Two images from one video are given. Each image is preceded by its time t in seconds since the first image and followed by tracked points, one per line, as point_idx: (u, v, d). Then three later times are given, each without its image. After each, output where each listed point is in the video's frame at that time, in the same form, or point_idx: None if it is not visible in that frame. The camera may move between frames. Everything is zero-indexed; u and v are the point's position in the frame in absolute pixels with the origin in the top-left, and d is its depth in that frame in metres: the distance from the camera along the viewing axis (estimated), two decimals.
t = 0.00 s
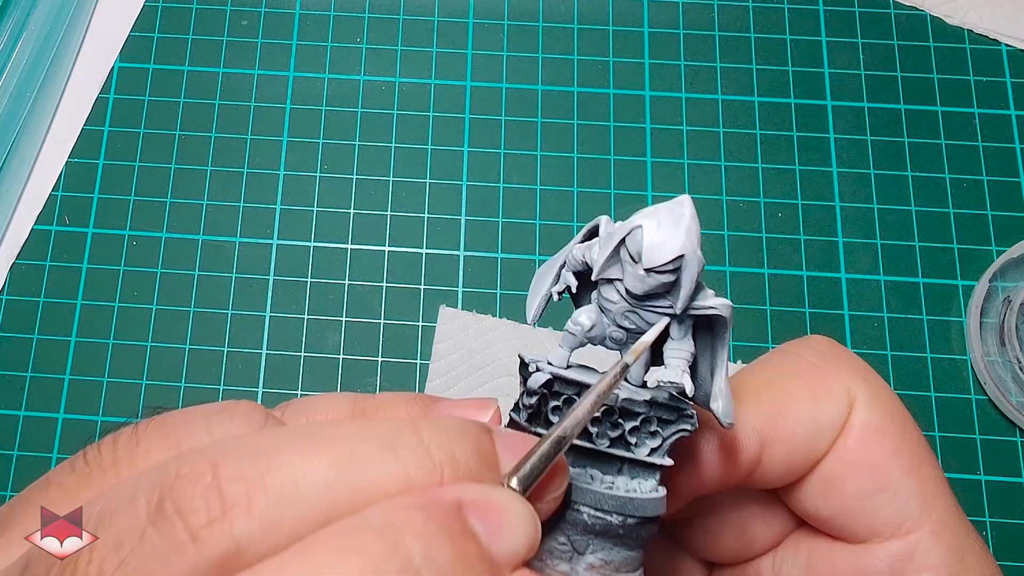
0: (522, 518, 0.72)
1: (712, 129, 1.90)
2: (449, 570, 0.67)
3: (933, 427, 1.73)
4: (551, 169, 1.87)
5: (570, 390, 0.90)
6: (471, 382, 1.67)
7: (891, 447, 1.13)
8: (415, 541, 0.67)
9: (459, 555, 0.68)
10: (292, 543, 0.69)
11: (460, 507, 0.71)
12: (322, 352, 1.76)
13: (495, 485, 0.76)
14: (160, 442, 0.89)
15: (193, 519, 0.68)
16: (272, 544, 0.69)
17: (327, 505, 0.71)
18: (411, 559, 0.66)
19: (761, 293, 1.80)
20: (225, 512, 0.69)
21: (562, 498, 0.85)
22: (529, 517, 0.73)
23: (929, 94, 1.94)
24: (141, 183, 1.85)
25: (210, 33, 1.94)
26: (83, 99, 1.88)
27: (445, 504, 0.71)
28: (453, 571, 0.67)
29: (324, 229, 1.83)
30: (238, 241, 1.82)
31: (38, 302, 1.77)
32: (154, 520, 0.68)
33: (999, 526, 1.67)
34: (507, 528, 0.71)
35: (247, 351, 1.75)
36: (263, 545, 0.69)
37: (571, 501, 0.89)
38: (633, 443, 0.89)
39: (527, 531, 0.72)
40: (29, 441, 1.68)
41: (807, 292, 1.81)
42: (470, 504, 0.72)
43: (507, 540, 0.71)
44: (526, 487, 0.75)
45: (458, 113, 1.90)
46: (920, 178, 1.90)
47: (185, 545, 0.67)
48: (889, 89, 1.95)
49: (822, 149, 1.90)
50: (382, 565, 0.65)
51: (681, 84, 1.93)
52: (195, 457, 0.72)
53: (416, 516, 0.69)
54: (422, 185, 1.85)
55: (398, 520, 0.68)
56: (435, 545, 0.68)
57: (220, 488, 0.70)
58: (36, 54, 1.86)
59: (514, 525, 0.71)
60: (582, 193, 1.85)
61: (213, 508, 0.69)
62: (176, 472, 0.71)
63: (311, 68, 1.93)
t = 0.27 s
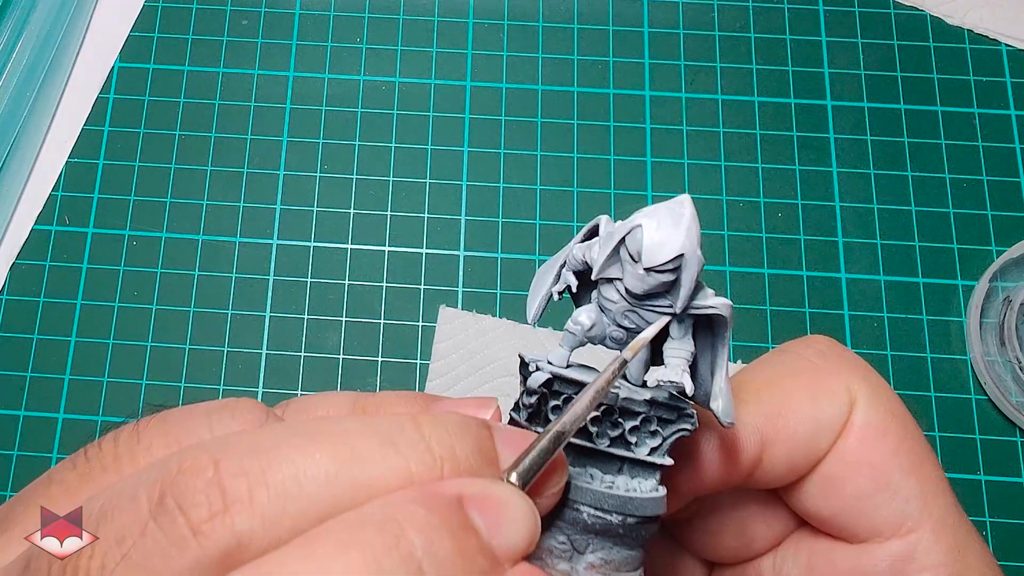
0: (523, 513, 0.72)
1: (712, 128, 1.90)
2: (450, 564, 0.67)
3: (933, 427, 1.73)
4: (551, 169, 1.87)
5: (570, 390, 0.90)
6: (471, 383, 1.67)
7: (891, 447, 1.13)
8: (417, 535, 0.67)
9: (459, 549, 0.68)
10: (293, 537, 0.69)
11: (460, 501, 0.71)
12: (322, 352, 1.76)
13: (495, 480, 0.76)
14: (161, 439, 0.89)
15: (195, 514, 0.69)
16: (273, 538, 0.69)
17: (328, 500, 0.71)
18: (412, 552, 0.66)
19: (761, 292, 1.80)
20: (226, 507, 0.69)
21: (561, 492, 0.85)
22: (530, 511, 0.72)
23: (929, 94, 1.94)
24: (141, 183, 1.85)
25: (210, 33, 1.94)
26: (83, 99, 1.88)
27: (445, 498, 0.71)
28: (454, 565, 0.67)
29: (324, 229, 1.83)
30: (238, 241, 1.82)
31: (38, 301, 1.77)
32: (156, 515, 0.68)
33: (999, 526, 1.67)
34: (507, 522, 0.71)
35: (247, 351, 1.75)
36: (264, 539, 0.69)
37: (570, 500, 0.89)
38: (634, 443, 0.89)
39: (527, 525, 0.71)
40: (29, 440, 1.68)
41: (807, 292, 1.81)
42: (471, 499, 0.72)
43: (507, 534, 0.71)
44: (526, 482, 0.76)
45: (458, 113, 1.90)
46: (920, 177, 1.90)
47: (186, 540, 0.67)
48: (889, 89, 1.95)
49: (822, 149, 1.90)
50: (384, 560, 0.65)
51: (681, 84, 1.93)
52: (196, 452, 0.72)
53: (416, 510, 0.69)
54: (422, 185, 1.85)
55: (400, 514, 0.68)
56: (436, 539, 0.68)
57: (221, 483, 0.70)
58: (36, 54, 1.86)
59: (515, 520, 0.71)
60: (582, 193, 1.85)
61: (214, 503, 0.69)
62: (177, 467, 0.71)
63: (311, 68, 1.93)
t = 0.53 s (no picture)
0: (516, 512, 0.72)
1: (712, 129, 1.90)
2: (443, 563, 0.67)
3: (933, 427, 1.73)
4: (552, 169, 1.87)
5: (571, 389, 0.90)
6: (471, 382, 1.67)
7: (892, 447, 1.13)
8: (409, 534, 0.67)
9: (452, 548, 0.68)
10: (286, 536, 0.69)
11: (453, 500, 0.71)
12: (322, 352, 1.76)
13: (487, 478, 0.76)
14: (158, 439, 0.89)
15: (188, 513, 0.69)
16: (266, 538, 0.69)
17: (321, 499, 0.71)
18: (404, 551, 0.66)
19: (760, 292, 1.80)
20: (220, 507, 0.69)
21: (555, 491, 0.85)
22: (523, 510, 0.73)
23: (929, 94, 1.94)
24: (141, 183, 1.85)
25: (209, 33, 1.94)
26: (83, 99, 1.88)
27: (437, 498, 0.71)
28: (447, 564, 0.67)
29: (324, 229, 1.83)
30: (238, 241, 1.82)
31: (38, 301, 1.77)
32: (149, 515, 0.69)
33: (999, 526, 1.67)
34: (500, 521, 0.71)
35: (247, 351, 1.75)
36: (256, 539, 0.69)
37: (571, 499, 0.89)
38: (635, 443, 0.89)
39: (519, 525, 0.72)
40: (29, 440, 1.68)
41: (807, 292, 1.81)
42: (464, 498, 0.72)
43: (500, 533, 0.71)
44: (519, 481, 0.76)
45: (458, 113, 1.90)
46: (920, 178, 1.90)
47: (179, 540, 0.68)
48: (889, 89, 1.95)
49: (822, 149, 1.90)
50: (376, 559, 0.65)
51: (681, 84, 1.93)
52: (190, 452, 0.72)
53: (408, 508, 0.69)
54: (422, 185, 1.85)
55: (392, 513, 0.68)
56: (429, 537, 0.68)
57: (215, 483, 0.70)
58: (36, 55, 1.87)
59: (508, 519, 0.71)
60: (582, 193, 1.85)
61: (208, 503, 0.69)
62: (171, 467, 0.71)
63: (311, 68, 1.93)
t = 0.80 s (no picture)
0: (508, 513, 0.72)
1: (712, 129, 1.90)
2: (435, 563, 0.67)
3: (933, 427, 1.73)
4: (552, 169, 1.87)
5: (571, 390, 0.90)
6: (471, 383, 1.67)
7: (892, 447, 1.13)
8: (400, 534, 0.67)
9: (443, 548, 0.68)
10: (278, 537, 0.69)
11: (445, 501, 0.71)
12: (322, 352, 1.76)
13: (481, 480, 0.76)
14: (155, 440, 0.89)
15: (180, 516, 0.69)
16: (259, 540, 0.69)
17: (313, 501, 0.71)
18: (395, 551, 0.66)
19: (760, 292, 1.80)
20: (212, 509, 0.69)
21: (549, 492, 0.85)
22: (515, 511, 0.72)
23: (929, 94, 1.94)
24: (141, 183, 1.85)
25: (209, 34, 1.94)
26: (83, 99, 1.88)
27: (429, 498, 0.71)
28: (438, 564, 0.67)
29: (324, 229, 1.83)
30: (238, 240, 1.82)
31: (38, 301, 1.77)
32: (141, 517, 0.69)
33: (1000, 526, 1.67)
34: (492, 522, 0.71)
35: (247, 351, 1.75)
36: (247, 540, 0.69)
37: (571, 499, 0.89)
38: (635, 443, 0.88)
39: (512, 525, 0.72)
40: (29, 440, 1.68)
41: (807, 291, 1.81)
42: (456, 499, 0.72)
43: (493, 534, 0.71)
44: (513, 482, 0.76)
45: (458, 113, 1.90)
46: (920, 178, 1.90)
47: (172, 542, 0.68)
48: (889, 89, 1.95)
49: (822, 149, 1.90)
50: (367, 559, 0.65)
51: (681, 84, 1.93)
52: (183, 455, 0.73)
53: (399, 509, 0.69)
54: (422, 185, 1.85)
55: (384, 514, 0.68)
56: (420, 539, 0.68)
57: (207, 486, 0.70)
58: (36, 55, 1.87)
59: (500, 520, 0.71)
60: (582, 193, 1.85)
61: (200, 505, 0.69)
62: (165, 469, 0.72)
63: (311, 68, 1.93)
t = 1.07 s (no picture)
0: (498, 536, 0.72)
1: (712, 128, 1.90)
2: None
3: (933, 427, 1.73)
4: (552, 168, 1.87)
5: (571, 390, 0.90)
6: (471, 383, 1.67)
7: (892, 446, 1.13)
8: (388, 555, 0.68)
9: (431, 568, 0.69)
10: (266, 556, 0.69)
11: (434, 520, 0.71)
12: (322, 352, 1.76)
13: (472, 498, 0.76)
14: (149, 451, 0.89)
15: (169, 534, 0.68)
16: (248, 558, 0.69)
17: (302, 517, 0.71)
18: (380, 571, 0.67)
19: (760, 293, 1.80)
20: (201, 527, 0.69)
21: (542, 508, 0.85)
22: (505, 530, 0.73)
23: (929, 94, 1.94)
24: (141, 183, 1.85)
25: (209, 34, 1.94)
26: (84, 99, 1.88)
27: (418, 518, 0.71)
28: None
29: (324, 229, 1.83)
30: (238, 240, 1.82)
31: (38, 302, 1.77)
32: (129, 537, 0.68)
33: (999, 526, 1.67)
34: (481, 543, 0.71)
35: (247, 351, 1.76)
36: (237, 558, 0.69)
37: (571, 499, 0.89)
38: (635, 443, 0.89)
39: (502, 546, 0.72)
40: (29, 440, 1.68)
41: (807, 292, 1.81)
42: (445, 518, 0.72)
43: (483, 556, 0.71)
44: (506, 500, 0.75)
45: (458, 113, 1.90)
46: (920, 178, 1.90)
47: (159, 561, 0.67)
48: (889, 89, 1.95)
49: (822, 149, 1.90)
50: None
51: (681, 84, 1.93)
52: (171, 470, 0.72)
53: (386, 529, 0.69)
54: (422, 185, 1.85)
55: (371, 535, 0.68)
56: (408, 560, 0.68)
57: (196, 502, 0.70)
58: (36, 55, 1.87)
59: (490, 542, 0.71)
60: (581, 193, 1.85)
61: (189, 523, 0.69)
62: (153, 486, 0.71)
63: (311, 68, 1.93)
